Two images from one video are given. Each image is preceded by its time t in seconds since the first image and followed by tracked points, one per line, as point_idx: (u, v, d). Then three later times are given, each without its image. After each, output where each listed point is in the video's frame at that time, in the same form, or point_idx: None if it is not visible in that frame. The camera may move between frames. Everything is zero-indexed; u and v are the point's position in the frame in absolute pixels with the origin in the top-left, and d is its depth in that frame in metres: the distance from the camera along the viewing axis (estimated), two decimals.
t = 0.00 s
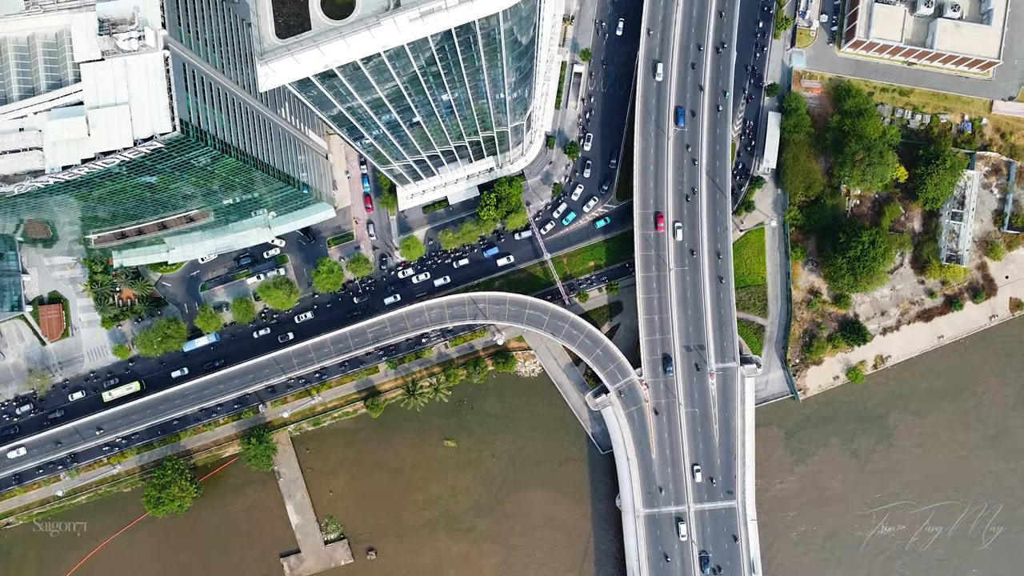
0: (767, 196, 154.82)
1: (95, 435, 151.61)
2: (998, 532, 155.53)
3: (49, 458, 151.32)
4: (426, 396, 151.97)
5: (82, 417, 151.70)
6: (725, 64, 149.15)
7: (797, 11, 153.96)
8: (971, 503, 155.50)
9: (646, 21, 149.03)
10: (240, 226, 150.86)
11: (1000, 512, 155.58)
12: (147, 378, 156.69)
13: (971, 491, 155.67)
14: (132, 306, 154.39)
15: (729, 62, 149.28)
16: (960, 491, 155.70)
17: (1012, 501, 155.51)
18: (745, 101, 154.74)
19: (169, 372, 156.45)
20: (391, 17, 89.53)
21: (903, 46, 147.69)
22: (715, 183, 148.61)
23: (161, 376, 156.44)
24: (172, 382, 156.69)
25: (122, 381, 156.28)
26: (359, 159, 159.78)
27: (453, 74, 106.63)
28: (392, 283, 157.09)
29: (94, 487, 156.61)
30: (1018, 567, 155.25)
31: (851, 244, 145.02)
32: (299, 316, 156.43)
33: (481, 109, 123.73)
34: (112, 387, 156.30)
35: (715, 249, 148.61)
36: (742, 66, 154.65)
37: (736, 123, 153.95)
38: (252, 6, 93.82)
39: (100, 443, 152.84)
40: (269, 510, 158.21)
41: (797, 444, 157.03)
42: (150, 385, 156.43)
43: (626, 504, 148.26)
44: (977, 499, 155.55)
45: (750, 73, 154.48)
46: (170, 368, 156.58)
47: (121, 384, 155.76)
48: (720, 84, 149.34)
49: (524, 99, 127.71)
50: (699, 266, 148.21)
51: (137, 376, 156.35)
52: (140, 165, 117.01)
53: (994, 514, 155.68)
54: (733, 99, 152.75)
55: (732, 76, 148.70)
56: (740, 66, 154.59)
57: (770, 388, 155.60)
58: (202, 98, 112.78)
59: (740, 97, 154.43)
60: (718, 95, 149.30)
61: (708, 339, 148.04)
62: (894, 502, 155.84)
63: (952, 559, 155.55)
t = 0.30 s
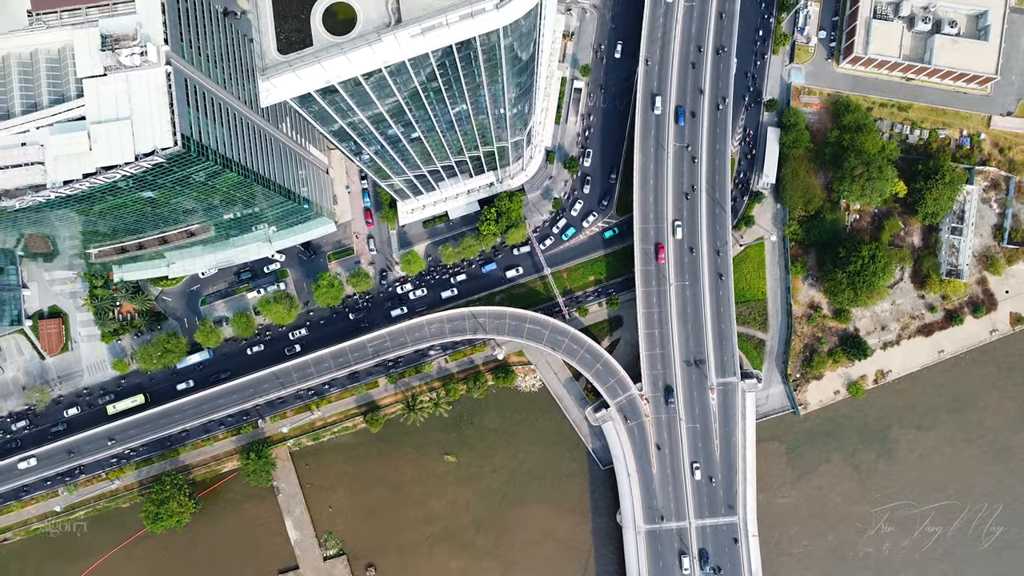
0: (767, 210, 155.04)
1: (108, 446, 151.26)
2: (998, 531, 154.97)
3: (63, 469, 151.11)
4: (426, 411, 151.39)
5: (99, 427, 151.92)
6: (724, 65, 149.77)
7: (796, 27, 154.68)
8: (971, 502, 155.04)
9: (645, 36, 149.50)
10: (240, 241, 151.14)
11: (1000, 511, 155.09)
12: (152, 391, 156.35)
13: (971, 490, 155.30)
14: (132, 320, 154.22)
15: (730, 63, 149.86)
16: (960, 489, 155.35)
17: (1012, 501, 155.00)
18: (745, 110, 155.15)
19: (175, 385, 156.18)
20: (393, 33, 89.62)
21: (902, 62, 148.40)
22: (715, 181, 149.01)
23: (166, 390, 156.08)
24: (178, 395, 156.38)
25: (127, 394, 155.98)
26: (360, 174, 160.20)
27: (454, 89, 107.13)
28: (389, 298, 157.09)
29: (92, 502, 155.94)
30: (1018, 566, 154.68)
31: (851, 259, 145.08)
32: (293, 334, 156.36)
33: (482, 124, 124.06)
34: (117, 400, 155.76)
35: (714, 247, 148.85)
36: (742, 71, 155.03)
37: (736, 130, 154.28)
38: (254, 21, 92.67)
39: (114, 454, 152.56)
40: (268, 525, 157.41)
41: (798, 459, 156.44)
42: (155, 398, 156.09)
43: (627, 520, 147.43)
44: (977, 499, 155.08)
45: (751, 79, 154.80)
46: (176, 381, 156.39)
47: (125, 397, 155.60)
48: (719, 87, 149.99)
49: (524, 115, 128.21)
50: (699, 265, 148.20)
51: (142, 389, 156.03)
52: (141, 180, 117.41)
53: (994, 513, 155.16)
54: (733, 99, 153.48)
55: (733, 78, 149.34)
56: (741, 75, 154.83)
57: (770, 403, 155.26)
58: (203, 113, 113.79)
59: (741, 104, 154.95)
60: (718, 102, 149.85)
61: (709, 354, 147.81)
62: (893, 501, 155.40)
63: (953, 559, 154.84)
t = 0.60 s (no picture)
0: (766, 225, 155.26)
1: (118, 455, 150.59)
2: (998, 532, 154.46)
3: (71, 478, 150.14)
4: (426, 426, 150.88)
5: (114, 435, 151.66)
6: (724, 67, 150.67)
7: (794, 42, 155.40)
8: (972, 502, 154.62)
9: (645, 49, 150.27)
10: (240, 255, 151.30)
11: (1000, 511, 154.62)
12: (156, 404, 155.94)
13: (971, 490, 154.89)
14: (131, 334, 154.25)
15: (729, 66, 150.87)
16: (960, 489, 154.88)
17: (1012, 501, 154.52)
18: (745, 118, 155.70)
19: (180, 398, 155.92)
20: (393, 49, 90.06)
21: (900, 77, 149.06)
22: (715, 178, 149.48)
23: (170, 402, 155.93)
24: (183, 407, 156.07)
25: (131, 406, 155.58)
26: (360, 188, 160.52)
27: (454, 104, 107.66)
28: (387, 313, 157.07)
29: (90, 517, 155.14)
30: (1018, 567, 154.06)
31: (851, 273, 145.10)
32: (287, 350, 155.87)
33: (482, 139, 124.34)
34: (121, 412, 155.30)
35: (713, 246, 148.99)
36: (742, 78, 155.55)
37: (736, 138, 154.95)
38: (256, 38, 93.13)
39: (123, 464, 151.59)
40: (267, 540, 156.62)
41: (800, 473, 155.82)
42: (159, 411, 155.70)
43: (627, 535, 146.58)
44: (977, 499, 154.67)
45: (750, 85, 155.35)
46: (180, 394, 156.09)
47: (130, 409, 155.06)
48: (719, 89, 150.64)
49: (524, 130, 128.63)
50: (697, 262, 148.37)
51: (147, 402, 155.63)
52: (141, 194, 117.67)
53: (994, 513, 154.71)
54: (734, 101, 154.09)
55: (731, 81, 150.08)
56: (740, 81, 155.29)
57: (771, 418, 154.89)
58: (204, 127, 114.31)
59: (741, 111, 155.60)
60: (718, 107, 150.42)
61: (709, 369, 147.56)
62: (894, 501, 154.91)
63: (953, 560, 154.25)
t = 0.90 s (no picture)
0: (766, 240, 155.46)
1: (130, 467, 149.90)
2: (998, 532, 154.12)
3: (82, 490, 149.42)
4: (426, 442, 150.33)
5: (128, 445, 151.11)
6: (723, 71, 151.85)
7: (793, 59, 156.19)
8: (971, 502, 154.31)
9: (644, 65, 150.91)
10: (240, 270, 151.46)
11: (1000, 511, 154.25)
12: (160, 418, 155.58)
13: (971, 490, 154.61)
14: (131, 349, 154.75)
15: (728, 70, 151.97)
16: (960, 489, 154.64)
17: (1012, 501, 154.18)
18: (745, 127, 156.00)
19: (185, 411, 155.59)
20: (394, 65, 90.38)
21: (898, 94, 149.75)
22: (715, 176, 150.16)
23: (175, 415, 155.51)
24: (187, 420, 155.64)
25: (134, 420, 155.24)
26: (360, 203, 160.85)
27: (455, 120, 108.29)
28: (386, 329, 157.06)
29: (88, 533, 154.32)
30: (1019, 567, 153.62)
31: (851, 289, 145.17)
32: (280, 367, 155.83)
33: (482, 154, 124.84)
34: (125, 426, 154.66)
35: (712, 243, 149.25)
36: (742, 86, 156.05)
37: (735, 144, 155.54)
38: (257, 55, 93.16)
39: (129, 477, 151.06)
40: (266, 556, 155.83)
41: (801, 489, 155.17)
42: (163, 425, 155.24)
43: (628, 553, 145.65)
44: (977, 499, 154.35)
45: (750, 93, 155.90)
46: (184, 407, 155.79)
47: (134, 423, 154.46)
48: (719, 94, 151.63)
49: (525, 146, 129.10)
50: (697, 260, 148.44)
51: (150, 416, 155.23)
52: (142, 209, 117.86)
53: (994, 513, 154.40)
54: (733, 106, 154.71)
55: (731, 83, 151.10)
56: (740, 88, 155.79)
57: (772, 434, 154.38)
58: (206, 143, 115.02)
59: (741, 119, 156.00)
60: (718, 108, 151.44)
61: (710, 384, 147.22)
62: (894, 502, 154.58)
63: (952, 560, 153.85)
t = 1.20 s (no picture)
0: (765, 259, 155.68)
1: (143, 480, 149.28)
2: (999, 532, 153.30)
3: (95, 504, 148.52)
4: (425, 461, 149.66)
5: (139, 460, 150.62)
6: (723, 76, 152.56)
7: (791, 79, 157.01)
8: (972, 502, 153.66)
9: (643, 85, 151.71)
10: (240, 288, 151.57)
11: (1000, 512, 153.57)
12: (165, 435, 155.02)
13: (972, 489, 154.12)
14: (129, 368, 153.93)
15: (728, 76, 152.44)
16: (960, 489, 154.20)
17: (1012, 501, 153.58)
18: (745, 139, 156.61)
19: (190, 427, 155.09)
20: (395, 84, 90.61)
21: (896, 113, 150.43)
22: (715, 181, 150.77)
23: (180, 432, 154.93)
24: (192, 437, 155.12)
25: (139, 436, 154.51)
26: (361, 222, 161.20)
27: (455, 138, 108.76)
28: (386, 348, 156.86)
29: (84, 553, 153.27)
30: (1020, 566, 152.84)
31: (850, 307, 145.24)
32: (272, 388, 155.18)
33: (482, 173, 125.43)
34: (129, 443, 154.09)
35: (712, 243, 150.11)
36: (742, 97, 156.87)
37: (734, 152, 156.33)
38: (258, 73, 93.53)
39: (126, 496, 150.40)
40: None
41: (803, 509, 154.28)
42: (168, 441, 154.72)
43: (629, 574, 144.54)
44: (977, 499, 153.76)
45: (750, 104, 156.67)
46: (190, 424, 155.31)
47: (138, 439, 153.73)
48: (719, 96, 152.45)
49: (524, 164, 129.56)
50: (696, 260, 148.55)
51: (155, 432, 154.57)
52: (142, 228, 118.12)
53: (994, 513, 153.65)
54: (732, 115, 155.55)
55: (730, 89, 151.74)
56: (739, 98, 156.52)
57: (773, 453, 153.65)
58: (207, 162, 115.56)
59: (741, 129, 156.73)
60: (718, 112, 152.30)
61: (710, 403, 146.84)
62: (893, 502, 154.17)
63: (953, 561, 152.91)
